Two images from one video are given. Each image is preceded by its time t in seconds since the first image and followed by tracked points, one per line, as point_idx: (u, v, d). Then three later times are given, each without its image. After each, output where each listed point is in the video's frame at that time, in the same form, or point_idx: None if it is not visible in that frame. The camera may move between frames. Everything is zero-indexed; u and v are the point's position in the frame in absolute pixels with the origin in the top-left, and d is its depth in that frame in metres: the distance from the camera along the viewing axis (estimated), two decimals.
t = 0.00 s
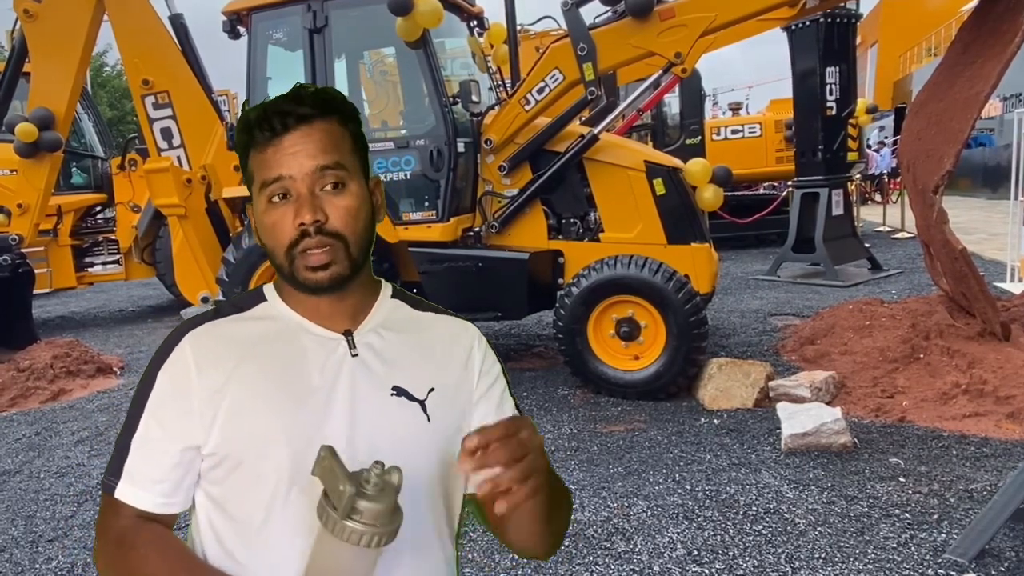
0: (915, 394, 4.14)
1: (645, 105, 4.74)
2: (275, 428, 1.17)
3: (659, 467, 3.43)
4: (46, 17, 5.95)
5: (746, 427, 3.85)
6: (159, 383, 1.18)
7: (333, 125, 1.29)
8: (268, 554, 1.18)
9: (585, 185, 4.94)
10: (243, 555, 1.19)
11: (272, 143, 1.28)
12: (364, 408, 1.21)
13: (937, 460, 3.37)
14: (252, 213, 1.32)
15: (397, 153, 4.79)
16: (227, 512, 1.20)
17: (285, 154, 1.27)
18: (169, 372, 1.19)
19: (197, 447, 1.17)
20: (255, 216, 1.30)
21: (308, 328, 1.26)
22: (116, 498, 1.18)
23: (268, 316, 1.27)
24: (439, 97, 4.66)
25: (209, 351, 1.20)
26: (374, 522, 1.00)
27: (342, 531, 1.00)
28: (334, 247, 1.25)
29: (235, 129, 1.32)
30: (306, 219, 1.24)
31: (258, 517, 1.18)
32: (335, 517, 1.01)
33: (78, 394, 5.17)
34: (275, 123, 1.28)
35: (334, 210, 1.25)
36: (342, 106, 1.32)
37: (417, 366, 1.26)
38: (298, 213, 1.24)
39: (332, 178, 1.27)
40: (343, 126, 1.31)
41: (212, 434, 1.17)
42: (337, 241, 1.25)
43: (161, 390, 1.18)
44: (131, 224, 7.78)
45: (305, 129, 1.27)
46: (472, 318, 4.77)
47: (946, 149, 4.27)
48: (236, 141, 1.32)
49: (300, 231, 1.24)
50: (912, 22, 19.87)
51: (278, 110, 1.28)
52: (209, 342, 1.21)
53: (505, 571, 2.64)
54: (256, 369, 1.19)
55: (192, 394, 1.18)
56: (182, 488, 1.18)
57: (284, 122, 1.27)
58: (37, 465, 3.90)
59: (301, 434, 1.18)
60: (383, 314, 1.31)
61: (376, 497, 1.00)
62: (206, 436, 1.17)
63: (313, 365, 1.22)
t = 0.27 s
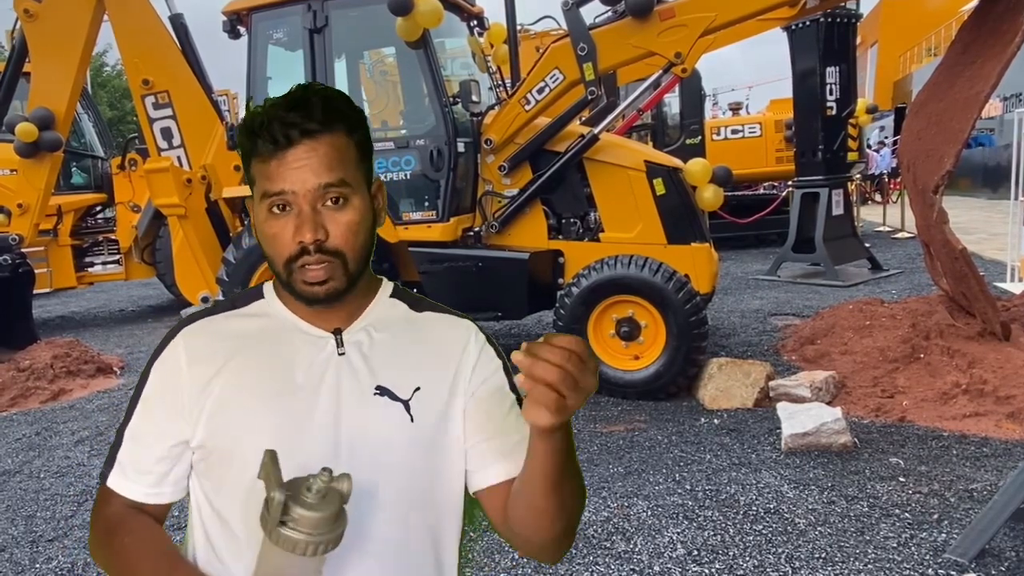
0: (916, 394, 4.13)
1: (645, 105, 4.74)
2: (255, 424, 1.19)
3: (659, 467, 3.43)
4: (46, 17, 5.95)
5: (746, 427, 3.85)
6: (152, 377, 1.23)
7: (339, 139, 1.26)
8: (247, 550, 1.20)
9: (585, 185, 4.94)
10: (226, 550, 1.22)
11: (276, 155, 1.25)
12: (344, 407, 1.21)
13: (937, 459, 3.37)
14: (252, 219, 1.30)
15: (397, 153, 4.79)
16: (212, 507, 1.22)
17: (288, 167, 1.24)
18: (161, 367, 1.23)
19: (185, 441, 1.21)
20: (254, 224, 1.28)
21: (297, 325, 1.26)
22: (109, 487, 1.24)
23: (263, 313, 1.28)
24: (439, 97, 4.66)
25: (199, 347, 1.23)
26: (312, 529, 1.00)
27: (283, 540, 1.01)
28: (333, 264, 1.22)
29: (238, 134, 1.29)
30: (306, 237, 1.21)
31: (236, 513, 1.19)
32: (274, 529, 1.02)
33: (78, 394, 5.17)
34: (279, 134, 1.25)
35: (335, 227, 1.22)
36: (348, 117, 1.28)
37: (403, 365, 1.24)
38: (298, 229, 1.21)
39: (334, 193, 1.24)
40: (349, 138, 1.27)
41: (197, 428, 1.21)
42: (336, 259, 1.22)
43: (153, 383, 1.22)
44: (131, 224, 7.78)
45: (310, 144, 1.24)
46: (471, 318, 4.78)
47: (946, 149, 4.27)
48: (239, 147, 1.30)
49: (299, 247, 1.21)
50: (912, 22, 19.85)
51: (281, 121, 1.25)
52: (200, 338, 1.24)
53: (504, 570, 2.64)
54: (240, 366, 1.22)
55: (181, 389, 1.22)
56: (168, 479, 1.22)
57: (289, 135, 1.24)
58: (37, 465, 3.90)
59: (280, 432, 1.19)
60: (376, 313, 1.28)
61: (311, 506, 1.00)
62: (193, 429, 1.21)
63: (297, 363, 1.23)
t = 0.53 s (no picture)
0: (916, 393, 4.13)
1: (645, 105, 4.73)
2: (222, 420, 1.22)
3: (659, 467, 3.42)
4: (46, 17, 5.95)
5: (746, 427, 3.85)
6: (144, 364, 1.29)
7: (335, 165, 1.22)
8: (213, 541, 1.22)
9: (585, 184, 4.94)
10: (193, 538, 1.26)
11: (269, 177, 1.21)
12: (306, 412, 1.21)
13: (937, 459, 3.37)
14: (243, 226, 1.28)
15: (397, 153, 4.78)
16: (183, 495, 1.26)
17: (280, 191, 1.21)
18: (151, 356, 1.29)
19: (164, 428, 1.26)
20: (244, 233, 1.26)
21: (277, 325, 1.27)
22: (102, 465, 1.31)
23: (250, 308, 1.31)
24: (439, 97, 4.66)
25: (185, 339, 1.28)
26: (211, 562, 1.08)
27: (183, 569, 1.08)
28: (316, 289, 1.21)
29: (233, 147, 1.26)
30: (291, 263, 1.19)
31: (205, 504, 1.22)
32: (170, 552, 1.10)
33: (79, 394, 5.17)
34: (273, 158, 1.21)
35: (324, 253, 1.20)
36: (348, 142, 1.24)
37: (369, 379, 1.22)
38: (283, 255, 1.20)
39: (325, 221, 1.21)
40: (347, 163, 1.23)
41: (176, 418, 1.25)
42: (320, 285, 1.21)
43: (144, 371, 1.29)
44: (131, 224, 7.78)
45: (305, 170, 1.21)
46: (472, 318, 4.77)
47: (946, 149, 4.27)
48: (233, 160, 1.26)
49: (283, 271, 1.20)
50: (912, 22, 19.85)
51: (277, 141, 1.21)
52: (189, 330, 1.29)
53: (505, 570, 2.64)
54: (216, 361, 1.25)
55: (164, 379, 1.27)
56: (150, 463, 1.27)
57: (284, 160, 1.20)
58: (37, 465, 3.90)
59: (247, 427, 1.22)
60: (356, 322, 1.26)
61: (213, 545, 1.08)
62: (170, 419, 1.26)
63: (268, 365, 1.25)
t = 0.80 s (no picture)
0: (916, 393, 4.13)
1: (645, 105, 4.73)
2: (214, 420, 1.22)
3: (659, 467, 3.42)
4: (46, 17, 5.96)
5: (746, 427, 3.85)
6: (139, 364, 1.30)
7: (328, 159, 1.23)
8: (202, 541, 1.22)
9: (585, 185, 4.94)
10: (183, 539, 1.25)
11: (262, 169, 1.23)
12: (296, 412, 1.21)
13: (937, 459, 3.37)
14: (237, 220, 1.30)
15: (397, 153, 4.78)
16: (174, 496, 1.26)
17: (272, 183, 1.22)
18: (147, 356, 1.29)
19: (157, 428, 1.26)
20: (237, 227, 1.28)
21: (269, 326, 1.27)
22: (97, 464, 1.31)
23: (245, 310, 1.31)
24: (439, 97, 4.66)
25: (180, 340, 1.29)
26: (205, 565, 1.07)
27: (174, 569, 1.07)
28: (306, 284, 1.22)
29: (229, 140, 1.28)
30: (281, 257, 1.20)
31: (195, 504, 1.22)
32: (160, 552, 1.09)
33: (79, 394, 5.17)
34: (266, 151, 1.23)
35: (314, 248, 1.21)
36: (343, 136, 1.25)
37: (359, 379, 1.22)
38: (274, 248, 1.21)
39: (316, 215, 1.22)
40: (341, 157, 1.25)
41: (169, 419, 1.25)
42: (310, 279, 1.22)
43: (139, 371, 1.29)
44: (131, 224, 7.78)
45: (298, 163, 1.22)
46: (472, 317, 4.77)
47: (947, 149, 4.27)
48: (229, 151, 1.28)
49: (273, 265, 1.21)
50: (912, 22, 19.85)
51: (274, 136, 1.23)
52: (185, 331, 1.30)
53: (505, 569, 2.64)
54: (209, 361, 1.26)
55: (159, 379, 1.27)
56: (144, 463, 1.27)
57: (277, 152, 1.22)
58: (37, 465, 3.90)
59: (238, 427, 1.22)
60: (348, 323, 1.26)
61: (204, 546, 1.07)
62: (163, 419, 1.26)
63: (261, 366, 1.25)
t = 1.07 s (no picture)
0: (916, 393, 4.13)
1: (645, 105, 4.73)
2: (212, 419, 1.22)
3: (659, 467, 3.42)
4: (46, 17, 5.96)
5: (746, 427, 3.84)
6: (134, 366, 1.29)
7: (341, 136, 1.26)
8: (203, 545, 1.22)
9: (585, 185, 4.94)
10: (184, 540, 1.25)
11: (276, 139, 1.25)
12: (295, 407, 1.21)
13: (937, 459, 3.37)
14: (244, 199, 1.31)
15: (397, 153, 4.78)
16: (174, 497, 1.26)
17: (286, 153, 1.24)
18: (141, 358, 1.28)
19: (154, 431, 1.25)
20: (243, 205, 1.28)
21: (267, 322, 1.28)
22: (94, 468, 1.31)
23: (241, 308, 1.31)
24: (439, 97, 4.66)
25: (174, 340, 1.27)
26: (218, 555, 1.08)
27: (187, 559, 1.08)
28: (309, 258, 1.21)
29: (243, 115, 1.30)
30: (287, 227, 1.20)
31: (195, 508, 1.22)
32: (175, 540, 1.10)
33: (79, 394, 5.16)
34: (282, 121, 1.25)
35: (320, 222, 1.22)
36: (357, 117, 1.28)
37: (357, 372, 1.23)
38: (281, 218, 1.21)
39: (325, 190, 1.23)
40: (353, 138, 1.27)
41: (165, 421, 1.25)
42: (314, 254, 1.22)
43: (134, 373, 1.28)
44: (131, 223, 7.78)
45: (312, 135, 1.25)
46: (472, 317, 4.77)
47: (946, 149, 4.27)
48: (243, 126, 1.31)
49: (278, 236, 1.21)
50: (912, 22, 19.82)
51: (289, 109, 1.25)
52: (179, 330, 1.28)
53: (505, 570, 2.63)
54: (204, 362, 1.25)
55: (154, 380, 1.26)
56: (141, 466, 1.27)
57: (292, 122, 1.25)
58: (37, 465, 3.90)
59: (236, 428, 1.21)
60: (346, 316, 1.27)
61: (216, 537, 1.08)
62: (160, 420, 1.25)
63: (259, 363, 1.25)
